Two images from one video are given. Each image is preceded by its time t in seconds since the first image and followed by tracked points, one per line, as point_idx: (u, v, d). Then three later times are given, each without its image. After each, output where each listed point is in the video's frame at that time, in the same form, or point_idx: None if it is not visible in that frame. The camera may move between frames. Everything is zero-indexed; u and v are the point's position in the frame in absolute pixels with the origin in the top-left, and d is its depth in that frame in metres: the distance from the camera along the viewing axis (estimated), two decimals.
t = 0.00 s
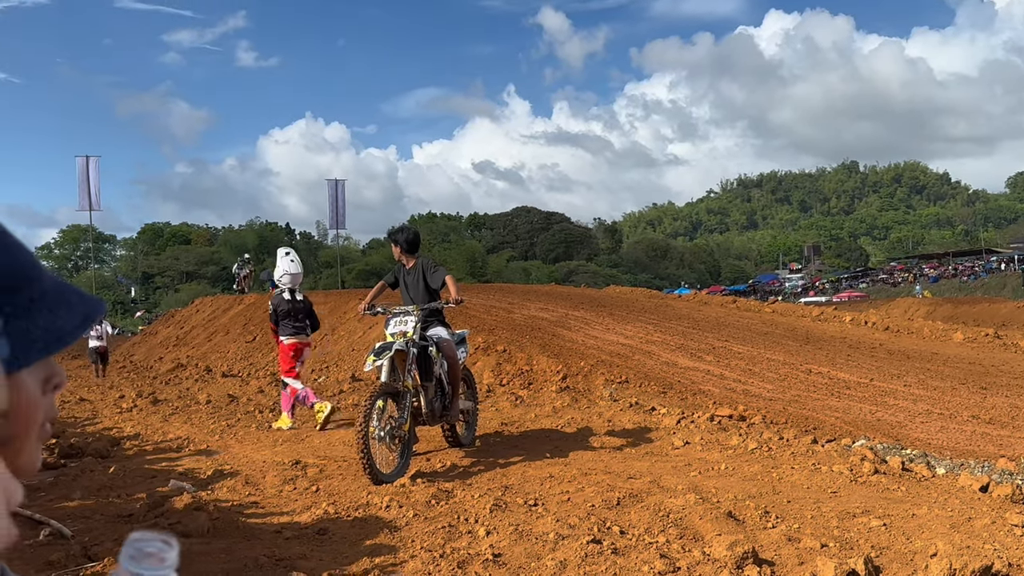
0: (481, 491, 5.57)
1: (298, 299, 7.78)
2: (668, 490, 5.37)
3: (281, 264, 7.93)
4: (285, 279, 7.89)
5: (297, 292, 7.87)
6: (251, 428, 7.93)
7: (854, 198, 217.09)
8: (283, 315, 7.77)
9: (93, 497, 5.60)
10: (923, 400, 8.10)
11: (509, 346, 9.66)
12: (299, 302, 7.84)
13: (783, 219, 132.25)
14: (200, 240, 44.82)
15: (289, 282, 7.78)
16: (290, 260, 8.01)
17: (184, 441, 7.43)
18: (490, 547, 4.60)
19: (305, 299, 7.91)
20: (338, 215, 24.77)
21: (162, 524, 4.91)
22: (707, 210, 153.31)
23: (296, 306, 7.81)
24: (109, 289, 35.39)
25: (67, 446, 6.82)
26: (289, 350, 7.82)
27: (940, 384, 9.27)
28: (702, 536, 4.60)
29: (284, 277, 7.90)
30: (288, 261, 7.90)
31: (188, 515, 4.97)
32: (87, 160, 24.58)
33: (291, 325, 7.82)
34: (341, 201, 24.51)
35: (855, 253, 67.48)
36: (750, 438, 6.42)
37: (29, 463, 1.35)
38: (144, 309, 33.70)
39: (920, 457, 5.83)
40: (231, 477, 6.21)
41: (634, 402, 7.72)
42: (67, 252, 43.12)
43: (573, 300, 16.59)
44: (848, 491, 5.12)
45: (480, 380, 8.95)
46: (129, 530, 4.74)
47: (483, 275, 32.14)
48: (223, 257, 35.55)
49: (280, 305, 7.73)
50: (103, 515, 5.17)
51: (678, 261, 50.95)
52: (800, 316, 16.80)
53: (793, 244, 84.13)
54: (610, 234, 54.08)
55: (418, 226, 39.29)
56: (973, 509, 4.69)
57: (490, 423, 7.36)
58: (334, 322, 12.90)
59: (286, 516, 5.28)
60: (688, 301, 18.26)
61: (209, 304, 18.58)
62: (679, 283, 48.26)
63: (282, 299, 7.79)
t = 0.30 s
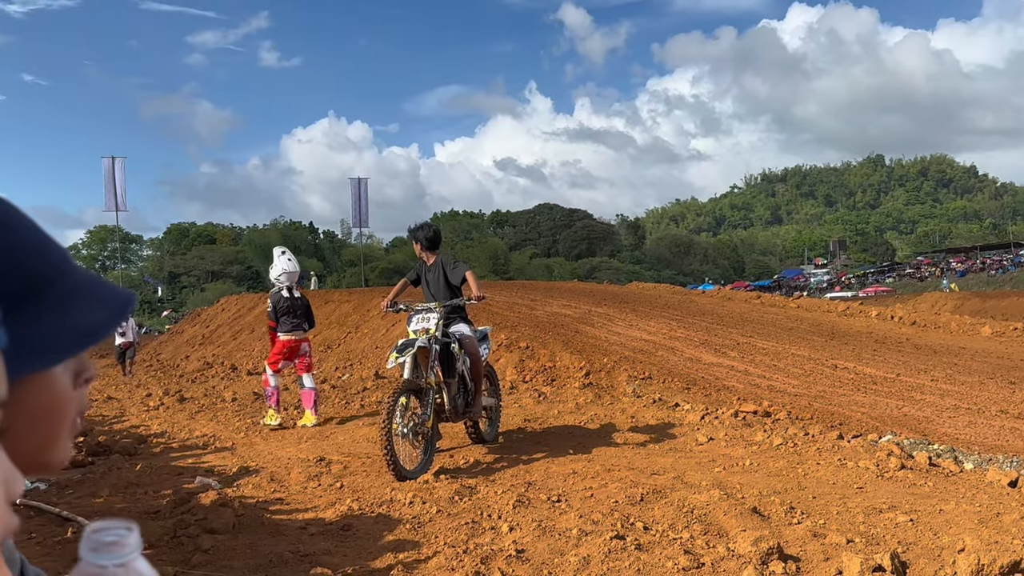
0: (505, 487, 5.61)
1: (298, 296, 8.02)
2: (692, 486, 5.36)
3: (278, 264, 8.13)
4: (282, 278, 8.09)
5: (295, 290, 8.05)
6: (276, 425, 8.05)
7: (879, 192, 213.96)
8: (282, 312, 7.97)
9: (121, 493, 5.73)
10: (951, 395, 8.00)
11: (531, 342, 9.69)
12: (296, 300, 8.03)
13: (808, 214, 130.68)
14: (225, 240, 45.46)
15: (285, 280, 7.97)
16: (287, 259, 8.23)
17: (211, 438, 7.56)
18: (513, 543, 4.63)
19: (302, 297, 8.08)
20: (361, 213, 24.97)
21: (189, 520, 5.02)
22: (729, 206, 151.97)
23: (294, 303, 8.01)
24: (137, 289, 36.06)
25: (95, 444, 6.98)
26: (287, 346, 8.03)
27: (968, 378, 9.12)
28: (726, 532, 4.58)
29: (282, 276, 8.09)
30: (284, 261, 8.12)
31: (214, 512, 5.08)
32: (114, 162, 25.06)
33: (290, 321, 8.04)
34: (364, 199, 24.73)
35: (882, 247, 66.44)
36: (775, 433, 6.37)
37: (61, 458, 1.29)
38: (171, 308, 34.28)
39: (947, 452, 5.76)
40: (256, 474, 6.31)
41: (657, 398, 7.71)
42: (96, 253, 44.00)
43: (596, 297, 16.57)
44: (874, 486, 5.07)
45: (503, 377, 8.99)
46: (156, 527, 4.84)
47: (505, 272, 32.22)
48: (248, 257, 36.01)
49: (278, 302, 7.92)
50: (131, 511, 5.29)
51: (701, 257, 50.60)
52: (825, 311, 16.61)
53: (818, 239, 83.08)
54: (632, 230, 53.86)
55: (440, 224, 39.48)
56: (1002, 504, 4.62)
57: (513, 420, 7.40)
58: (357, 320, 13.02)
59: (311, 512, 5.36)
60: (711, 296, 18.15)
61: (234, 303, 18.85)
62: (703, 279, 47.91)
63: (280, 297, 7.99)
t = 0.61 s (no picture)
0: (524, 482, 5.63)
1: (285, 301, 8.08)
2: (713, 480, 5.35)
3: (263, 270, 8.09)
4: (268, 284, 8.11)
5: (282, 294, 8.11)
6: (297, 421, 8.14)
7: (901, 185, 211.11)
8: (271, 317, 8.02)
9: (144, 489, 5.84)
10: (975, 388, 7.89)
11: (551, 338, 9.70)
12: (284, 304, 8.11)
13: (829, 208, 129.21)
14: (246, 238, 45.94)
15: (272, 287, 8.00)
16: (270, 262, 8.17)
17: (233, 435, 7.67)
18: (533, 537, 4.65)
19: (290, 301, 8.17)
20: (380, 210, 25.12)
21: (211, 516, 5.10)
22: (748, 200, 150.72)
23: (282, 308, 8.10)
24: (160, 288, 36.61)
25: (119, 442, 7.17)
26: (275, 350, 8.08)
27: (993, 371, 8.99)
28: (747, 527, 4.57)
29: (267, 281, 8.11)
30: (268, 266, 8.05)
31: (235, 508, 5.18)
32: (136, 162, 25.39)
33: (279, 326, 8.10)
34: (383, 197, 24.84)
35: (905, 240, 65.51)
36: (797, 428, 6.33)
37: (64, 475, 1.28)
38: (194, 306, 34.76)
39: (971, 445, 5.69)
40: (277, 470, 6.40)
41: (677, 393, 7.68)
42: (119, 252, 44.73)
43: (616, 292, 16.53)
44: (897, 480, 5.03)
45: (522, 372, 9.01)
46: (178, 523, 4.93)
47: (523, 268, 32.24)
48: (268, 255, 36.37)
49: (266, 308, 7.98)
50: (154, 507, 5.39)
51: (721, 252, 50.19)
52: (847, 304, 16.43)
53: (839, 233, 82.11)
54: (651, 225, 53.63)
55: (458, 221, 39.55)
56: None
57: (533, 415, 7.42)
58: (377, 317, 13.11)
59: (332, 508, 5.43)
60: (731, 290, 18.02)
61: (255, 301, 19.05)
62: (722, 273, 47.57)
63: (268, 302, 8.03)
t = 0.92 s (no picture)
0: (533, 477, 5.64)
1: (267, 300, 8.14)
2: (721, 474, 5.34)
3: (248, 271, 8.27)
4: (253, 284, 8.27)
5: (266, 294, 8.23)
6: (306, 418, 8.18)
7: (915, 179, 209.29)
8: (254, 316, 8.13)
9: (153, 486, 5.90)
10: (987, 381, 7.83)
11: (560, 333, 9.70)
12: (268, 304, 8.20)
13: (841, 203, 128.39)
14: (257, 236, 46.21)
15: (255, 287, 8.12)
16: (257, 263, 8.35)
17: (243, 432, 7.73)
18: (540, 532, 4.67)
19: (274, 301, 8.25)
20: (389, 208, 25.19)
21: (219, 512, 5.15)
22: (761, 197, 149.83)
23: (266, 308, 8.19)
24: (171, 286, 36.95)
25: (129, 440, 7.27)
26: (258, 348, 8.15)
27: (1004, 364, 8.91)
28: (755, 521, 4.56)
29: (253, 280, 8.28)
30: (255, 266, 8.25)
31: (244, 503, 5.23)
32: (146, 160, 25.54)
33: (262, 325, 8.18)
34: (393, 194, 24.89)
35: (919, 235, 64.96)
36: (806, 421, 6.30)
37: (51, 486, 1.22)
38: (205, 304, 35.03)
39: (982, 438, 5.65)
40: (286, 466, 6.44)
41: (686, 387, 7.67)
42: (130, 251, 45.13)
43: (625, 287, 16.51)
44: (907, 473, 5.00)
45: (531, 368, 9.02)
46: (186, 519, 4.98)
47: (533, 265, 32.26)
48: (279, 253, 36.58)
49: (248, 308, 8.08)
50: (164, 504, 5.45)
51: (732, 247, 49.96)
52: (858, 298, 16.32)
53: (851, 228, 81.50)
54: (661, 221, 53.46)
55: (467, 219, 39.58)
56: None
57: (541, 411, 7.43)
58: (386, 314, 13.16)
59: (340, 503, 5.46)
60: (741, 285, 17.94)
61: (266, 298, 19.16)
62: (733, 269, 47.36)
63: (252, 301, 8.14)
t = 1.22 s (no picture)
0: (535, 472, 5.66)
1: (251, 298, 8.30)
2: (724, 468, 5.34)
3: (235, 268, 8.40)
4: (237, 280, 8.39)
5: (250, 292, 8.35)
6: (311, 414, 8.21)
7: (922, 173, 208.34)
8: (236, 312, 8.28)
9: (157, 483, 5.94)
10: (991, 373, 7.81)
11: (564, 328, 9.70)
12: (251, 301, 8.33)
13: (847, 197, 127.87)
14: (261, 232, 46.33)
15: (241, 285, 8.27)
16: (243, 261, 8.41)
17: (247, 428, 7.76)
18: (543, 526, 4.68)
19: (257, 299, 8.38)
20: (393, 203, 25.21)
21: (222, 508, 5.19)
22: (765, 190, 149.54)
23: (248, 305, 8.32)
24: (176, 282, 37.12)
25: (134, 436, 7.31)
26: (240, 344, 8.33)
27: (1008, 357, 8.88)
28: (757, 514, 4.56)
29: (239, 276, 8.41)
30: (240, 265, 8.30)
31: (247, 499, 5.26)
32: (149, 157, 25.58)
33: (243, 321, 8.35)
34: (397, 189, 24.88)
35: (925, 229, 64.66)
36: (809, 415, 6.30)
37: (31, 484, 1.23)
38: (210, 301, 35.17)
39: (985, 431, 5.63)
40: (289, 462, 6.47)
41: (689, 382, 7.67)
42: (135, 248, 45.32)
43: (629, 282, 16.50)
44: (909, 467, 5.00)
45: (535, 363, 9.03)
46: (189, 515, 5.02)
47: (537, 260, 32.27)
48: (283, 250, 36.68)
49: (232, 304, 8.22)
50: (167, 500, 5.49)
51: (736, 241, 49.83)
52: (862, 292, 16.26)
53: (857, 221, 81.17)
54: (666, 215, 53.34)
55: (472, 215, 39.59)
56: None
57: (545, 406, 7.44)
58: (390, 310, 13.19)
59: (343, 499, 5.49)
60: (745, 279, 17.90)
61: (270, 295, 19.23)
62: (737, 262, 47.25)
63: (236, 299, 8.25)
